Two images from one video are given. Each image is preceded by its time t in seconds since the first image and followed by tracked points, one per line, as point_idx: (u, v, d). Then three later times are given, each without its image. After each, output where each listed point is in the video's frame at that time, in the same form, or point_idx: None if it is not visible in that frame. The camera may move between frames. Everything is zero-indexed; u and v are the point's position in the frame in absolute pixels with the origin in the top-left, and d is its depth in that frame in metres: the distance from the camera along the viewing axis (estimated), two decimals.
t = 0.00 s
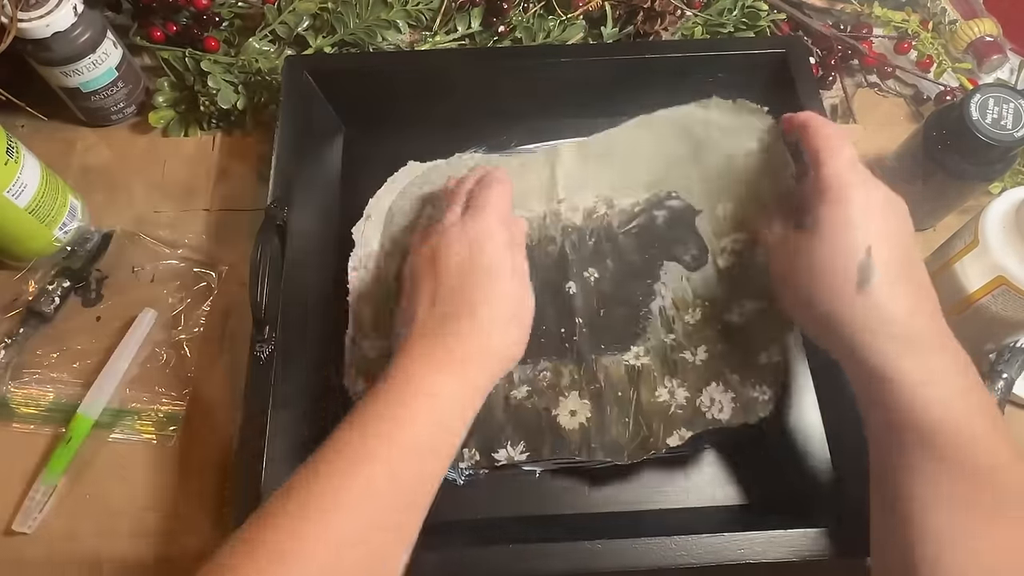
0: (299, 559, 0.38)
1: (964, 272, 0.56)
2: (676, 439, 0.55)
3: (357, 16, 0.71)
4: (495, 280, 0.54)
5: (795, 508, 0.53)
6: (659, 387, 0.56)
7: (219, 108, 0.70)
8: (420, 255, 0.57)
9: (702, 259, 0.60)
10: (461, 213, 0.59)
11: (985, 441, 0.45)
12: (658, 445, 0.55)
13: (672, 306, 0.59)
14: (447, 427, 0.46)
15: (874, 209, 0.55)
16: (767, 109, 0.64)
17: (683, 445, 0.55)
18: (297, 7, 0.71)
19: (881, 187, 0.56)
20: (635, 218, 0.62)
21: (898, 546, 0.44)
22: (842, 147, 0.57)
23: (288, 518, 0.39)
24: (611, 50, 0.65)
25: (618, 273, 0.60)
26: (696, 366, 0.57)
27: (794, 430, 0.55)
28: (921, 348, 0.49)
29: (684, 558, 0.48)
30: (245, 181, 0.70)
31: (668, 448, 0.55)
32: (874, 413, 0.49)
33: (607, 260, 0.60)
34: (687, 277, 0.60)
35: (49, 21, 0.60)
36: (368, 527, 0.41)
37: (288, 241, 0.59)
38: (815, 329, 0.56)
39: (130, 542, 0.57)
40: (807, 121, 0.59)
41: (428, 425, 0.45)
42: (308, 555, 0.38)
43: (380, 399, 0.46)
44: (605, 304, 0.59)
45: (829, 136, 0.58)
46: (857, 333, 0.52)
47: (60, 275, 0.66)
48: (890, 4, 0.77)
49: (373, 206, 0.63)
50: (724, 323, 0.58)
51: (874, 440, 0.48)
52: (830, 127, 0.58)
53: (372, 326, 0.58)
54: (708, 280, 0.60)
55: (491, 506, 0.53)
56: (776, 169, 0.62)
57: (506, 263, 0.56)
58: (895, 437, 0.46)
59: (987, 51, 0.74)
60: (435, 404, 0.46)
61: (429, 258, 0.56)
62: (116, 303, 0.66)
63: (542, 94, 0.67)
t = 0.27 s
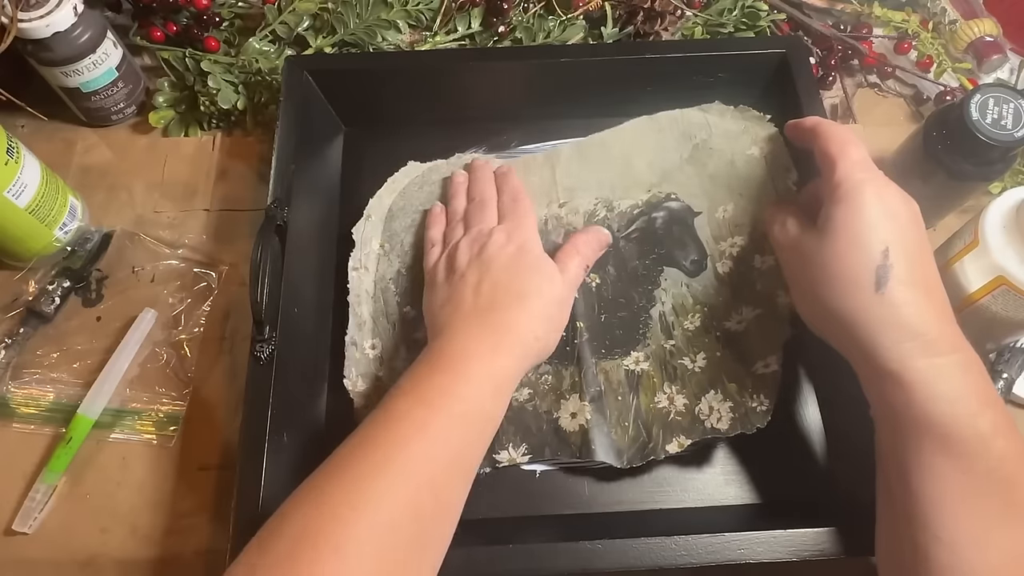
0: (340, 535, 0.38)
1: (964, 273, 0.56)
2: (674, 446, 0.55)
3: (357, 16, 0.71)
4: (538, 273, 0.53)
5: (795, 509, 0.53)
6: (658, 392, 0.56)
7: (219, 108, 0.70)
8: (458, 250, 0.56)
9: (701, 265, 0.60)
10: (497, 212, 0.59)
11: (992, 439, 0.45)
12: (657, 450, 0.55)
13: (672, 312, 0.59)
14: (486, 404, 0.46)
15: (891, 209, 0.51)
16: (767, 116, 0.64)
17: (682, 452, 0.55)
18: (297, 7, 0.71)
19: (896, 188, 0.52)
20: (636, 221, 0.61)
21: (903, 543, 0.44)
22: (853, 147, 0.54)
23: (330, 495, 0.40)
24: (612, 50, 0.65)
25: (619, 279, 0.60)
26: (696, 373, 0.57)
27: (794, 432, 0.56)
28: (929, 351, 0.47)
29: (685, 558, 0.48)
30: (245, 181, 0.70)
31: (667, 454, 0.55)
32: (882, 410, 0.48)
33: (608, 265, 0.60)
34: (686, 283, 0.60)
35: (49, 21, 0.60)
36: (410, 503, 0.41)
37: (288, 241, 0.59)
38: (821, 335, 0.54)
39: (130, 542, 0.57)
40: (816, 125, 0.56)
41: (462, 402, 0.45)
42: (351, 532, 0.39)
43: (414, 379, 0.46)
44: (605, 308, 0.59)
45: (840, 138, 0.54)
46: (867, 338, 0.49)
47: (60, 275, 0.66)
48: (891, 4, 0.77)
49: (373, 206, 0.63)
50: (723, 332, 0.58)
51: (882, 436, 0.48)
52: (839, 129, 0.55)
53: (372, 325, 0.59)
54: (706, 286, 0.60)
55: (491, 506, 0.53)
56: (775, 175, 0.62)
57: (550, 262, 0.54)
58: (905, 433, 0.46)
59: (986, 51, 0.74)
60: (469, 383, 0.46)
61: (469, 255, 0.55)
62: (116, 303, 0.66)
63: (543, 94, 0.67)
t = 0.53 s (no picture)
0: (372, 509, 0.39)
1: (964, 272, 0.56)
2: (672, 447, 0.55)
3: (357, 16, 0.71)
4: (573, 266, 0.53)
5: (795, 510, 0.53)
6: (658, 394, 0.56)
7: (219, 108, 0.70)
8: (492, 242, 0.56)
9: (699, 269, 0.60)
10: (532, 203, 0.60)
11: (987, 437, 0.45)
12: (656, 450, 0.55)
13: (671, 315, 0.59)
14: (518, 389, 0.46)
15: (884, 209, 0.51)
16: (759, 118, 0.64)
17: (681, 452, 0.55)
18: (297, 7, 0.71)
19: (888, 186, 0.52)
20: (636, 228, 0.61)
21: (900, 541, 0.44)
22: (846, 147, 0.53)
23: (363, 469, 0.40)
24: (612, 50, 0.65)
25: (619, 286, 0.59)
26: (695, 376, 0.57)
27: (793, 429, 0.56)
28: (923, 349, 0.47)
29: (684, 558, 0.48)
30: (245, 182, 0.70)
31: (666, 454, 0.55)
32: (876, 409, 0.48)
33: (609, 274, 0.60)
34: (684, 287, 0.60)
35: (49, 21, 0.60)
36: (442, 482, 0.41)
37: (288, 241, 0.59)
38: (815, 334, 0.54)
39: (130, 542, 0.57)
40: (807, 125, 0.56)
41: (496, 385, 0.45)
42: (384, 507, 0.39)
43: (449, 362, 0.46)
44: (605, 313, 0.59)
45: (833, 138, 0.54)
46: (860, 338, 0.49)
47: (60, 275, 0.66)
48: (890, 4, 0.77)
49: (373, 206, 0.63)
50: (720, 335, 0.58)
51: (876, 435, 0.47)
52: (833, 129, 0.55)
53: (372, 325, 0.59)
54: (705, 288, 0.60)
55: (491, 506, 0.53)
56: (768, 175, 0.62)
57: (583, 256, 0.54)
58: (900, 431, 0.46)
59: (986, 51, 0.74)
60: (504, 368, 0.46)
61: (503, 248, 0.55)
62: (116, 303, 0.66)
63: (543, 94, 0.67)
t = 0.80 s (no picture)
0: (413, 488, 0.39)
1: (964, 272, 0.56)
2: (673, 445, 0.55)
3: (357, 16, 0.71)
4: (613, 256, 0.53)
5: (795, 509, 0.53)
6: (657, 393, 0.56)
7: (219, 108, 0.70)
8: (533, 234, 0.57)
9: (699, 268, 0.60)
10: (571, 197, 0.60)
11: (986, 435, 0.45)
12: (655, 449, 0.55)
13: (670, 313, 0.59)
14: (558, 381, 0.46)
15: (881, 209, 0.51)
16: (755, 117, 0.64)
17: (680, 451, 0.55)
18: (297, 7, 0.71)
19: (885, 186, 0.52)
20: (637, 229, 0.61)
21: (900, 540, 0.44)
22: (845, 146, 0.54)
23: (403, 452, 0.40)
24: (611, 50, 0.65)
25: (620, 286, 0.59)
26: (694, 374, 0.57)
27: (793, 430, 0.56)
28: (920, 348, 0.47)
29: (684, 558, 0.48)
30: (245, 181, 0.70)
31: (666, 453, 0.55)
32: (874, 407, 0.48)
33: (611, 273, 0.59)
34: (684, 285, 0.60)
35: (49, 21, 0.60)
36: (480, 469, 0.40)
37: (288, 240, 0.59)
38: (813, 334, 0.54)
39: (130, 542, 0.57)
40: (805, 125, 0.56)
41: (537, 376, 0.45)
42: (426, 488, 0.39)
43: (493, 353, 0.46)
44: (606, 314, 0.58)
45: (829, 138, 0.54)
46: (859, 338, 0.49)
47: (60, 275, 0.66)
48: (890, 4, 0.77)
49: (373, 206, 0.63)
50: (719, 332, 0.58)
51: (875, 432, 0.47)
52: (831, 130, 0.55)
53: (372, 325, 0.59)
54: (705, 288, 0.60)
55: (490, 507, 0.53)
56: (765, 175, 0.62)
57: (624, 245, 0.54)
58: (899, 430, 0.46)
59: (986, 51, 0.74)
60: (543, 361, 0.46)
61: (544, 240, 0.56)
62: (116, 303, 0.66)
63: (543, 94, 0.67)
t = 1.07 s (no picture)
0: (267, 509, 0.39)
1: (964, 272, 0.56)
2: (672, 446, 0.55)
3: (357, 16, 0.71)
4: (472, 326, 0.52)
5: (795, 509, 0.53)
6: (657, 393, 0.56)
7: (219, 108, 0.70)
8: (403, 280, 0.56)
9: (699, 267, 0.60)
10: (456, 249, 0.59)
11: (989, 433, 0.45)
12: (656, 450, 0.55)
13: (670, 313, 0.59)
14: (405, 413, 0.46)
15: (883, 208, 0.51)
16: (761, 122, 0.64)
17: (680, 451, 0.55)
18: (297, 7, 0.71)
19: (888, 185, 0.52)
20: (635, 228, 0.62)
21: (904, 539, 0.44)
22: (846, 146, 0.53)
23: (265, 465, 0.41)
24: (611, 50, 0.65)
25: (618, 283, 0.60)
26: (694, 374, 0.57)
27: (795, 432, 0.56)
28: (924, 347, 0.47)
29: (685, 558, 0.48)
30: (245, 181, 0.70)
31: (665, 454, 0.55)
32: (878, 407, 0.48)
33: (607, 269, 0.61)
34: (683, 285, 0.60)
35: (50, 21, 0.60)
36: (329, 488, 0.41)
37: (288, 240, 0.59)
38: (817, 334, 0.54)
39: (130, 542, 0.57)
40: (806, 125, 0.56)
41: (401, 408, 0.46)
42: (276, 505, 0.39)
43: (356, 376, 0.47)
44: (604, 312, 0.59)
45: (830, 139, 0.54)
46: (860, 337, 0.49)
47: (60, 275, 0.66)
48: (890, 4, 0.77)
49: (373, 205, 0.64)
50: (720, 332, 0.58)
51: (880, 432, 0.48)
52: (832, 129, 0.55)
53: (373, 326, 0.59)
54: (705, 288, 0.60)
55: (490, 507, 0.54)
56: (767, 175, 0.62)
57: (491, 325, 0.54)
58: (902, 429, 0.46)
59: (987, 51, 0.74)
60: (410, 392, 0.47)
61: (412, 286, 0.55)
62: (116, 303, 0.66)
63: (544, 94, 0.67)
